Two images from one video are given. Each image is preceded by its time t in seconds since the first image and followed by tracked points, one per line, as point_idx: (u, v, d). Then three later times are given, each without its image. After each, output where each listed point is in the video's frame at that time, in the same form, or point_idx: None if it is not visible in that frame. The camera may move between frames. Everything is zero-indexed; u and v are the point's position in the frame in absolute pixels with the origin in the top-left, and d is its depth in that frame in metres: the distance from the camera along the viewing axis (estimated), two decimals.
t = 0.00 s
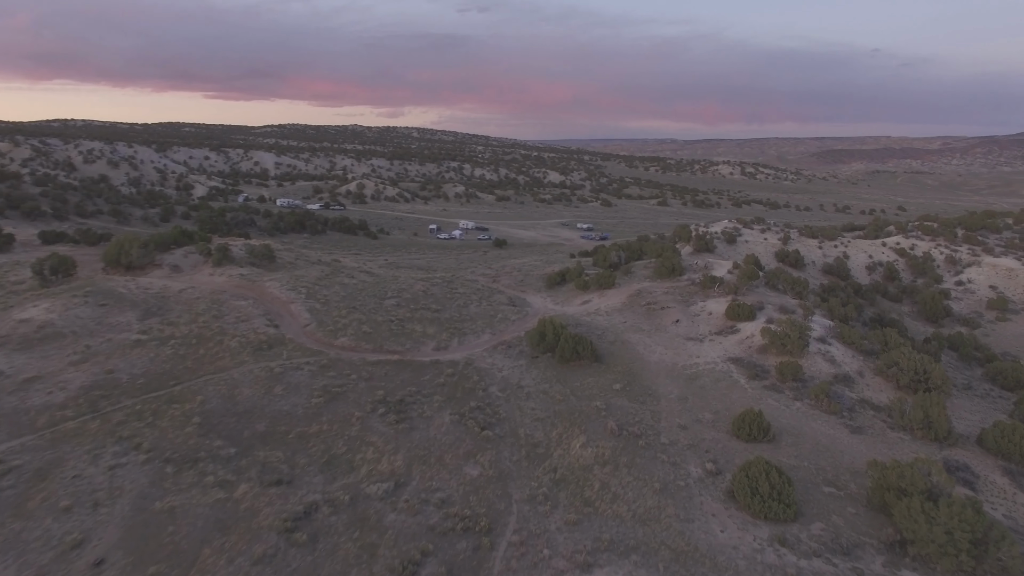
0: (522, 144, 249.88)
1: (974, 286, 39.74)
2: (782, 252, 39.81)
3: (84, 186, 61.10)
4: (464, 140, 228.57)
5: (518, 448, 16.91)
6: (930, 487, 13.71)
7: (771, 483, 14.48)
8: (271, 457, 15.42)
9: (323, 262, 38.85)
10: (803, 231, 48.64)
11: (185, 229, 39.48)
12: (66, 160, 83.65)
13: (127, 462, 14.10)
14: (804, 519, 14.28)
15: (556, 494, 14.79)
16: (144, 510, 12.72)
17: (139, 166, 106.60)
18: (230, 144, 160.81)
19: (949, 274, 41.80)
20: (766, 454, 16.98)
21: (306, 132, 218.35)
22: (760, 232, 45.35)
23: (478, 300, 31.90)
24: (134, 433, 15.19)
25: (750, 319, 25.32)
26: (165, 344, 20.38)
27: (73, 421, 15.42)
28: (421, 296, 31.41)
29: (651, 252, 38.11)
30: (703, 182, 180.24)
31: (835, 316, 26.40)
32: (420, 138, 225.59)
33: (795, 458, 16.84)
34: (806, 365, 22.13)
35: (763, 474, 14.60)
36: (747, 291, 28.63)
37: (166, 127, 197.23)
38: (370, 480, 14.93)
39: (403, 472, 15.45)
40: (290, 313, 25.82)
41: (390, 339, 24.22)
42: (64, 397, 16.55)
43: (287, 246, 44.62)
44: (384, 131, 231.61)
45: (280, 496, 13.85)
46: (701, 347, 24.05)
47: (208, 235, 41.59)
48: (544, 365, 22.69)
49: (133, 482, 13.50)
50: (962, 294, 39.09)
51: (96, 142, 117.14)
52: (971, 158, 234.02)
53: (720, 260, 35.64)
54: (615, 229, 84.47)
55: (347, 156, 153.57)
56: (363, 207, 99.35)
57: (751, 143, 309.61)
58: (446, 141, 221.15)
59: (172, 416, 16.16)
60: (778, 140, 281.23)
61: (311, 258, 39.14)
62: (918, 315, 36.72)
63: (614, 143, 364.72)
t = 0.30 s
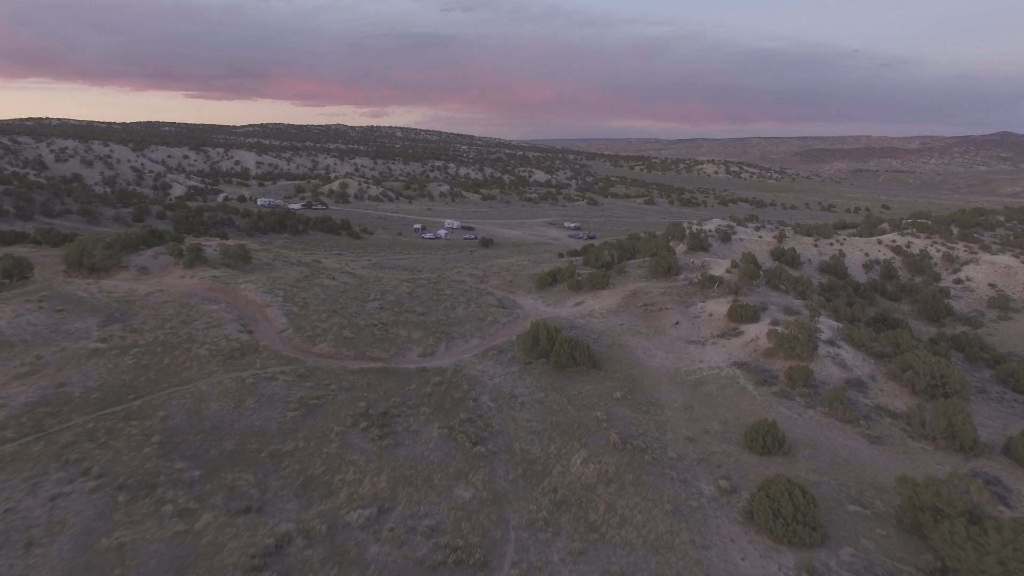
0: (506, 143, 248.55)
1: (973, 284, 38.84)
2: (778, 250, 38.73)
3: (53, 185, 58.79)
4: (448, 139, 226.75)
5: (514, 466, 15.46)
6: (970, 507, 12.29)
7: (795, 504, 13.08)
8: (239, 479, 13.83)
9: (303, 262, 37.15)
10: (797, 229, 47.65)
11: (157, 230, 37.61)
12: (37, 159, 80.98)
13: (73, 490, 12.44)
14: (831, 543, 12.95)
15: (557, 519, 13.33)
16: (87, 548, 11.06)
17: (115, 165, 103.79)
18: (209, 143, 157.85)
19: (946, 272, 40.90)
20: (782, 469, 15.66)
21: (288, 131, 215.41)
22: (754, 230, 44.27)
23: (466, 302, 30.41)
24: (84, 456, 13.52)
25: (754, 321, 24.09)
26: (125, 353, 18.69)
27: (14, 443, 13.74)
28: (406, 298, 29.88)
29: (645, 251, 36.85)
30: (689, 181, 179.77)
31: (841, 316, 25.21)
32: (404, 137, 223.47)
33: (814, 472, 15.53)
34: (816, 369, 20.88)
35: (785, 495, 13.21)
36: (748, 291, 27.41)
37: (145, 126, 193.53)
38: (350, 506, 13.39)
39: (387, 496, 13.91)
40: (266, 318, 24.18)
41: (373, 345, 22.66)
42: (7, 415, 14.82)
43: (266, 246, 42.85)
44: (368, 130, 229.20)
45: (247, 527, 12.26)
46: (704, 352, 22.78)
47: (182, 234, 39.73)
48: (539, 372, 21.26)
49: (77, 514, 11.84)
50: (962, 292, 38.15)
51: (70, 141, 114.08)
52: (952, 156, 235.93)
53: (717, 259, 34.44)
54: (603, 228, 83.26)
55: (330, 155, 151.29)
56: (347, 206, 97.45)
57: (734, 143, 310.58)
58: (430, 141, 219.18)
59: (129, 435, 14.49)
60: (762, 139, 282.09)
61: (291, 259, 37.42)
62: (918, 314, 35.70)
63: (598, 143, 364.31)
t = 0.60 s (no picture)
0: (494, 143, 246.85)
1: (977, 283, 37.75)
2: (778, 248, 37.49)
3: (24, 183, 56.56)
4: (435, 139, 224.89)
5: (511, 489, 13.98)
6: None
7: (829, 531, 11.64)
8: (203, 507, 12.26)
9: (284, 263, 35.42)
10: (794, 227, 46.49)
11: (130, 229, 35.73)
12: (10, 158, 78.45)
13: (6, 525, 10.78)
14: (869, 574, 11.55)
15: (562, 552, 11.86)
16: None
17: (93, 164, 101.08)
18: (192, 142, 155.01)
19: (948, 270, 39.81)
20: (806, 487, 14.28)
21: (273, 131, 212.53)
22: (751, 228, 43.05)
23: (456, 304, 28.87)
24: (23, 485, 11.85)
25: (762, 323, 22.78)
26: (82, 363, 17.00)
27: None
28: (393, 300, 28.32)
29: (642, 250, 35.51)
30: (678, 180, 179.09)
31: (852, 318, 23.92)
32: (391, 137, 221.34)
33: (842, 490, 14.16)
34: (833, 374, 19.54)
35: (818, 522, 11.77)
36: (753, 291, 26.09)
37: (126, 125, 190.10)
38: (330, 539, 11.85)
39: (371, 525, 12.39)
40: (242, 324, 22.53)
41: (356, 352, 21.08)
42: None
43: (246, 246, 41.08)
44: (354, 130, 226.79)
45: (210, 567, 10.68)
46: (710, 357, 21.44)
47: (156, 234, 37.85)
48: (536, 380, 19.79)
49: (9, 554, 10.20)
50: (966, 292, 37.05)
51: (46, 139, 111.17)
52: (937, 155, 236.98)
53: (716, 258, 33.16)
54: (593, 228, 81.88)
55: (315, 154, 149.08)
56: (332, 206, 95.49)
57: (722, 142, 310.71)
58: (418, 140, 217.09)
59: (78, 458, 12.84)
60: (750, 138, 282.17)
61: (271, 260, 35.68)
62: (923, 314, 34.54)
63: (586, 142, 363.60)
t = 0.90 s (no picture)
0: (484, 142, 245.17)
1: (985, 281, 36.56)
2: (781, 247, 36.17)
3: None
4: (424, 138, 223.04)
5: (512, 517, 12.48)
6: None
7: (876, 565, 10.16)
8: (159, 543, 10.66)
9: (266, 264, 33.68)
10: (795, 224, 45.25)
11: (103, 229, 33.91)
12: None
13: None
14: None
15: None
16: None
17: (74, 163, 98.64)
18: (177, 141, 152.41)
19: (954, 269, 38.63)
20: (839, 509, 12.84)
21: (260, 130, 209.88)
22: (752, 226, 41.75)
23: (448, 306, 27.31)
24: None
25: (774, 326, 21.40)
26: (33, 376, 15.29)
27: None
28: (380, 302, 26.75)
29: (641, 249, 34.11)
30: (669, 179, 178.14)
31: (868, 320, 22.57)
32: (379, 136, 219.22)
33: (880, 510, 12.71)
34: (854, 381, 18.15)
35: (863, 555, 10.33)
36: (761, 292, 24.72)
37: (110, 124, 187.07)
38: None
39: (352, 563, 10.84)
40: (217, 329, 20.88)
41: (340, 360, 19.48)
42: None
43: (228, 246, 39.36)
44: (342, 129, 224.56)
45: None
46: (721, 363, 20.03)
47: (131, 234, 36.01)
48: (535, 390, 18.30)
49: None
50: (974, 291, 35.87)
51: (26, 137, 108.61)
52: (926, 154, 237.53)
53: (719, 257, 31.81)
54: (587, 227, 80.46)
55: (303, 153, 146.96)
56: (319, 205, 93.61)
57: (712, 142, 310.41)
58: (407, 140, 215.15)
59: (16, 489, 11.17)
60: (740, 138, 282.08)
61: (252, 260, 33.94)
62: (931, 314, 33.31)
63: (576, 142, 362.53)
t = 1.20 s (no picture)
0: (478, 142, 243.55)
1: (1001, 281, 35.20)
2: (788, 246, 34.77)
3: None
4: (418, 137, 221.26)
5: (515, 554, 10.94)
6: None
7: None
8: None
9: (250, 264, 32.01)
10: (800, 223, 43.88)
11: (78, 227, 32.20)
12: None
13: None
14: None
15: None
16: None
17: (58, 162, 96.54)
18: (167, 139, 150.18)
19: (966, 267, 37.30)
20: (887, 539, 11.31)
21: (252, 129, 207.60)
22: (757, 224, 40.34)
23: (442, 309, 25.72)
24: None
25: (793, 331, 19.92)
26: None
27: None
28: (370, 305, 25.16)
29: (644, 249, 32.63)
30: (664, 178, 177.05)
31: (891, 323, 21.11)
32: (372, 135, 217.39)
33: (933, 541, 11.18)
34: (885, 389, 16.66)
35: None
36: (775, 293, 23.24)
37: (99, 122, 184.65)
38: None
39: None
40: (192, 336, 19.24)
41: (325, 369, 17.87)
42: None
43: (212, 246, 37.70)
44: (335, 128, 222.55)
45: None
46: (737, 370, 18.53)
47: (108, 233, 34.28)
48: (538, 402, 16.75)
49: None
50: (989, 291, 34.50)
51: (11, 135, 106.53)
52: (921, 153, 237.19)
53: (726, 256, 30.35)
54: (583, 225, 78.99)
55: (295, 152, 145.06)
56: (311, 204, 91.85)
57: (706, 142, 309.64)
58: (401, 139, 213.23)
59: None
60: (735, 138, 281.16)
61: (236, 260, 32.27)
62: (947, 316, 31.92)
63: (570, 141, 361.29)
